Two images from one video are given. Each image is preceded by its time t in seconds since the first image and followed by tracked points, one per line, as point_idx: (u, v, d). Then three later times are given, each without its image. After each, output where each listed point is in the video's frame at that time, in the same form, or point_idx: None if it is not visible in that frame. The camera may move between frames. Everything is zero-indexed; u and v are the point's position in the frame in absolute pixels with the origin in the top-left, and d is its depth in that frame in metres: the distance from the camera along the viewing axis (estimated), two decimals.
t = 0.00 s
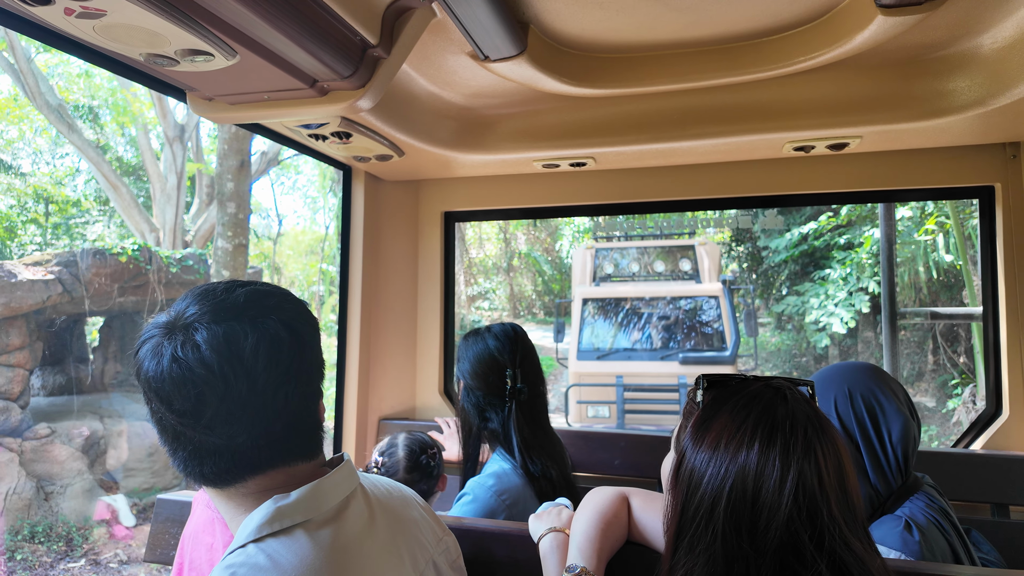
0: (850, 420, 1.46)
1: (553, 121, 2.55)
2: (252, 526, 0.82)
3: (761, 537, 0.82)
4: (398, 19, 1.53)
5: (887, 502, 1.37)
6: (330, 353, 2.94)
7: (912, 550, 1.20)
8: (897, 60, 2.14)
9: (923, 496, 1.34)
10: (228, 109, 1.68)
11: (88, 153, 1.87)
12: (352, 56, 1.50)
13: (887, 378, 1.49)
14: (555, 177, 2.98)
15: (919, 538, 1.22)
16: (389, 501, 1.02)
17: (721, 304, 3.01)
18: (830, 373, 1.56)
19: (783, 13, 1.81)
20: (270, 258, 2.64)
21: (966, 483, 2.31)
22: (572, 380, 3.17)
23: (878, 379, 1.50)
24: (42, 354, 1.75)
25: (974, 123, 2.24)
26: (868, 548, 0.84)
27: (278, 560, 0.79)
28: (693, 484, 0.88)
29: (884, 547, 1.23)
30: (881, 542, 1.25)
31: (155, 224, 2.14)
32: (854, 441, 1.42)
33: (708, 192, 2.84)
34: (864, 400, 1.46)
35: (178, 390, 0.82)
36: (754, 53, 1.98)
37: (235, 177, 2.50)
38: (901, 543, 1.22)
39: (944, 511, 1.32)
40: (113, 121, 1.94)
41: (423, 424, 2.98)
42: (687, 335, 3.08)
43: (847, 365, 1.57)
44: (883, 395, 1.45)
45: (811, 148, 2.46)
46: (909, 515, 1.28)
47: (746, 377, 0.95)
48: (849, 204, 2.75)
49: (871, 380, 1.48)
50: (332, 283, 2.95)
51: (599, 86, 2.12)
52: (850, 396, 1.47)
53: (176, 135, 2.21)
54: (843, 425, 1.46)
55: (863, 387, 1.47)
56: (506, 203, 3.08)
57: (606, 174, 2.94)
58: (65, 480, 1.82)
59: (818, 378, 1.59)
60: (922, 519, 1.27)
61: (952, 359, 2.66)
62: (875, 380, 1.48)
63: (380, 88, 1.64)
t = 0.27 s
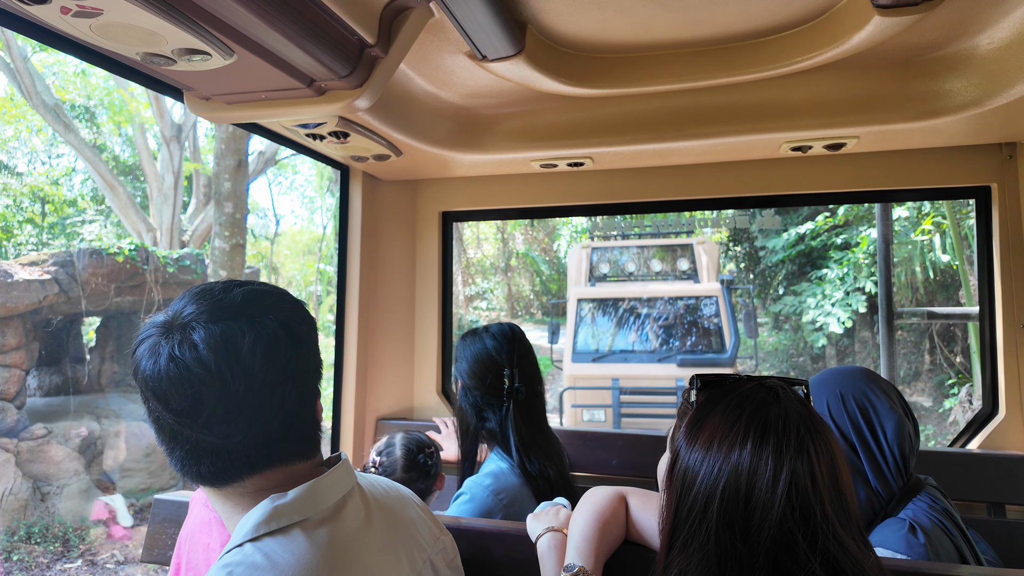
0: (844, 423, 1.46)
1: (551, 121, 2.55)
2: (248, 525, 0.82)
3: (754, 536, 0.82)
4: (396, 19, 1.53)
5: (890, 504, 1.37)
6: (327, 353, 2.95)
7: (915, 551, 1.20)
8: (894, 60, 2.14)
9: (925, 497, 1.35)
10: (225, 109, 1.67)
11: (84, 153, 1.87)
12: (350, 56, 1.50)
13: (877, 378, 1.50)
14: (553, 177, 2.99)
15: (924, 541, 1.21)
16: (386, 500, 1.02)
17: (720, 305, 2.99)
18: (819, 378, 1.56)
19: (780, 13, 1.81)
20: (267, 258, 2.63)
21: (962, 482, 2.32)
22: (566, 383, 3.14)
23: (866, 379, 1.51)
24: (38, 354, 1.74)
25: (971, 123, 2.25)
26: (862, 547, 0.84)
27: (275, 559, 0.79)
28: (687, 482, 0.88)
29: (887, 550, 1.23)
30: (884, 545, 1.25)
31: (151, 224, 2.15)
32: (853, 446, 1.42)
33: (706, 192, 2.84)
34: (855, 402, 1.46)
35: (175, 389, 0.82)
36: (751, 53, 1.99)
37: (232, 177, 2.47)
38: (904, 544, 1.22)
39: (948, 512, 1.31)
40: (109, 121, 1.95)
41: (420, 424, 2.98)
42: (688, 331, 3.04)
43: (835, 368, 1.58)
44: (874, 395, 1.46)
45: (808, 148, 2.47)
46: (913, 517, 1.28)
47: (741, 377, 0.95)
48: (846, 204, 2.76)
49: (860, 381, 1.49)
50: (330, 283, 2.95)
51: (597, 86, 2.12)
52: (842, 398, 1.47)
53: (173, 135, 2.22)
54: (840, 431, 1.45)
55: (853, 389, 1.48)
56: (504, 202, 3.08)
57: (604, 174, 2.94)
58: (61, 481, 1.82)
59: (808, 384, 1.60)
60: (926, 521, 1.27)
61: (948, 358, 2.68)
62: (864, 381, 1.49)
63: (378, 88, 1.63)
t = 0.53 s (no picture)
0: (845, 425, 1.45)
1: (549, 121, 2.55)
2: (246, 525, 0.82)
3: (751, 535, 0.83)
4: (393, 19, 1.53)
5: (889, 507, 1.37)
6: (325, 353, 2.94)
7: (914, 553, 1.21)
8: (891, 61, 2.14)
9: (925, 499, 1.36)
10: (222, 109, 1.67)
11: (82, 153, 1.88)
12: (348, 56, 1.49)
13: (876, 379, 1.49)
14: (551, 177, 2.98)
15: (924, 544, 1.22)
16: (384, 500, 1.02)
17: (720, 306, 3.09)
18: (818, 379, 1.55)
19: (778, 14, 1.81)
20: (265, 258, 2.62)
21: (959, 481, 2.32)
22: (562, 387, 3.19)
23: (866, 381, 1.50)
24: (35, 354, 1.74)
25: (968, 124, 2.25)
26: (858, 546, 0.85)
27: (273, 560, 0.79)
28: (685, 482, 0.88)
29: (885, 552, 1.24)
30: (882, 548, 1.25)
31: (149, 224, 2.16)
32: (854, 448, 1.42)
33: (704, 192, 2.84)
34: (856, 404, 1.45)
35: (172, 389, 0.82)
36: (749, 54, 1.99)
37: (230, 176, 2.48)
38: (903, 547, 1.22)
39: (947, 514, 1.33)
40: (107, 121, 1.95)
41: (418, 424, 2.98)
42: (689, 327, 3.12)
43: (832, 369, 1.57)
44: (875, 398, 1.45)
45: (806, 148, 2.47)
46: (913, 521, 1.29)
47: (737, 377, 0.95)
48: (844, 204, 2.76)
49: (861, 383, 1.48)
50: (328, 284, 2.95)
51: (595, 86, 2.12)
52: (843, 400, 1.46)
53: (171, 134, 2.26)
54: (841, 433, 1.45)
55: (854, 391, 1.47)
56: (502, 203, 3.08)
57: (602, 174, 2.94)
58: (58, 481, 1.81)
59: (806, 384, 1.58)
60: (926, 524, 1.28)
61: (945, 359, 2.68)
62: (864, 383, 1.48)
63: (375, 88, 1.63)
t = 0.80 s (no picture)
0: (845, 422, 1.46)
1: (548, 122, 2.55)
2: (246, 524, 0.82)
3: (748, 532, 0.83)
4: (393, 20, 1.53)
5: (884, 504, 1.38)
6: (325, 353, 2.94)
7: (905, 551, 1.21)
8: (889, 62, 2.15)
9: (921, 498, 1.36)
10: (222, 109, 1.67)
11: (81, 153, 1.91)
12: (347, 57, 1.50)
13: (880, 377, 1.49)
14: (550, 177, 2.99)
15: (915, 542, 1.22)
16: (383, 499, 1.03)
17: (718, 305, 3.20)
18: (821, 374, 1.56)
19: (776, 15, 1.82)
20: (265, 258, 2.62)
21: (956, 480, 2.33)
22: (559, 390, 3.27)
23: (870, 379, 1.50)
24: (34, 354, 1.75)
25: (965, 124, 2.26)
26: (854, 543, 0.85)
27: (273, 559, 0.80)
28: (682, 480, 0.89)
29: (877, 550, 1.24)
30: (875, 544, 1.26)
31: (149, 224, 2.18)
32: (851, 444, 1.43)
33: (703, 192, 2.85)
34: (858, 402, 1.46)
35: (172, 389, 0.82)
36: (747, 54, 2.00)
37: (231, 177, 2.46)
38: (895, 544, 1.23)
39: (943, 514, 1.32)
40: (106, 122, 1.98)
41: (417, 424, 2.99)
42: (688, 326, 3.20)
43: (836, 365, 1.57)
44: (877, 396, 1.45)
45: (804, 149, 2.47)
46: (906, 518, 1.29)
47: (734, 376, 0.96)
48: (842, 204, 2.77)
49: (865, 381, 1.48)
50: (327, 283, 2.95)
51: (593, 86, 2.13)
52: (844, 397, 1.47)
53: (172, 135, 2.27)
54: (839, 429, 1.46)
55: (856, 388, 1.47)
56: (501, 203, 3.09)
57: (601, 174, 2.95)
58: (58, 481, 1.82)
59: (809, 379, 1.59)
60: (920, 522, 1.27)
61: (942, 358, 2.69)
62: (867, 381, 1.48)
63: (375, 88, 1.64)
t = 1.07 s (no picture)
0: (853, 423, 1.41)
1: (548, 122, 2.56)
2: (246, 523, 0.82)
3: (748, 530, 0.84)
4: (393, 19, 1.54)
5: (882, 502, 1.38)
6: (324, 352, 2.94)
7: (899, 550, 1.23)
8: (888, 62, 2.16)
9: (917, 499, 1.36)
10: (223, 108, 1.68)
11: (80, 152, 1.91)
12: (348, 56, 1.50)
13: (895, 380, 1.42)
14: (549, 177, 3.00)
15: (910, 542, 1.23)
16: (383, 498, 1.03)
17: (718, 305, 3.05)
18: (837, 369, 1.48)
19: (775, 15, 1.83)
20: (265, 258, 2.64)
21: (954, 479, 2.33)
22: (555, 393, 3.17)
23: (888, 381, 1.42)
24: (35, 353, 1.75)
25: (963, 125, 2.26)
26: (854, 541, 0.86)
27: (273, 557, 0.80)
28: (682, 479, 0.89)
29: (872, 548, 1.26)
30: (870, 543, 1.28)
31: (148, 224, 2.17)
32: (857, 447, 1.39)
33: (702, 192, 2.85)
34: (871, 405, 1.39)
35: (170, 390, 0.82)
36: (747, 54, 2.00)
37: (230, 177, 2.46)
38: (889, 543, 1.24)
39: (938, 514, 1.33)
40: (105, 122, 1.97)
41: (417, 424, 2.99)
42: (688, 327, 3.08)
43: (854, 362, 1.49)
44: (891, 401, 1.39)
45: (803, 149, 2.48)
46: (902, 518, 1.29)
47: (733, 375, 0.96)
48: (841, 204, 2.77)
49: (882, 384, 1.40)
50: (326, 283, 2.95)
51: (593, 86, 2.13)
52: (858, 399, 1.40)
53: (171, 135, 2.22)
54: (845, 430, 1.41)
55: (871, 390, 1.40)
56: (501, 202, 3.09)
57: (601, 174, 2.95)
58: (57, 480, 1.82)
59: (824, 371, 1.51)
60: (915, 522, 1.28)
61: (940, 358, 2.69)
62: (884, 383, 1.41)
63: (376, 87, 1.64)
